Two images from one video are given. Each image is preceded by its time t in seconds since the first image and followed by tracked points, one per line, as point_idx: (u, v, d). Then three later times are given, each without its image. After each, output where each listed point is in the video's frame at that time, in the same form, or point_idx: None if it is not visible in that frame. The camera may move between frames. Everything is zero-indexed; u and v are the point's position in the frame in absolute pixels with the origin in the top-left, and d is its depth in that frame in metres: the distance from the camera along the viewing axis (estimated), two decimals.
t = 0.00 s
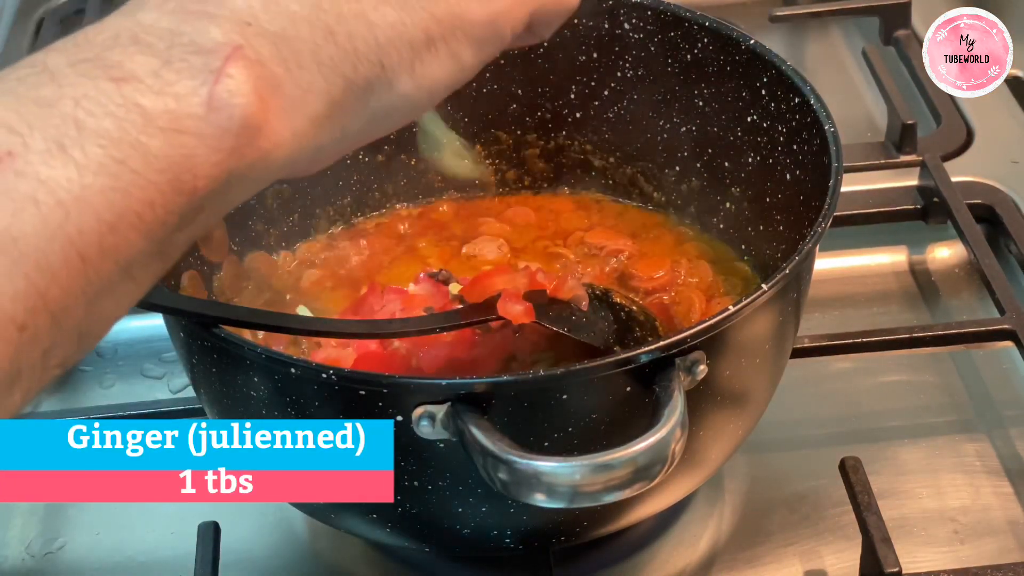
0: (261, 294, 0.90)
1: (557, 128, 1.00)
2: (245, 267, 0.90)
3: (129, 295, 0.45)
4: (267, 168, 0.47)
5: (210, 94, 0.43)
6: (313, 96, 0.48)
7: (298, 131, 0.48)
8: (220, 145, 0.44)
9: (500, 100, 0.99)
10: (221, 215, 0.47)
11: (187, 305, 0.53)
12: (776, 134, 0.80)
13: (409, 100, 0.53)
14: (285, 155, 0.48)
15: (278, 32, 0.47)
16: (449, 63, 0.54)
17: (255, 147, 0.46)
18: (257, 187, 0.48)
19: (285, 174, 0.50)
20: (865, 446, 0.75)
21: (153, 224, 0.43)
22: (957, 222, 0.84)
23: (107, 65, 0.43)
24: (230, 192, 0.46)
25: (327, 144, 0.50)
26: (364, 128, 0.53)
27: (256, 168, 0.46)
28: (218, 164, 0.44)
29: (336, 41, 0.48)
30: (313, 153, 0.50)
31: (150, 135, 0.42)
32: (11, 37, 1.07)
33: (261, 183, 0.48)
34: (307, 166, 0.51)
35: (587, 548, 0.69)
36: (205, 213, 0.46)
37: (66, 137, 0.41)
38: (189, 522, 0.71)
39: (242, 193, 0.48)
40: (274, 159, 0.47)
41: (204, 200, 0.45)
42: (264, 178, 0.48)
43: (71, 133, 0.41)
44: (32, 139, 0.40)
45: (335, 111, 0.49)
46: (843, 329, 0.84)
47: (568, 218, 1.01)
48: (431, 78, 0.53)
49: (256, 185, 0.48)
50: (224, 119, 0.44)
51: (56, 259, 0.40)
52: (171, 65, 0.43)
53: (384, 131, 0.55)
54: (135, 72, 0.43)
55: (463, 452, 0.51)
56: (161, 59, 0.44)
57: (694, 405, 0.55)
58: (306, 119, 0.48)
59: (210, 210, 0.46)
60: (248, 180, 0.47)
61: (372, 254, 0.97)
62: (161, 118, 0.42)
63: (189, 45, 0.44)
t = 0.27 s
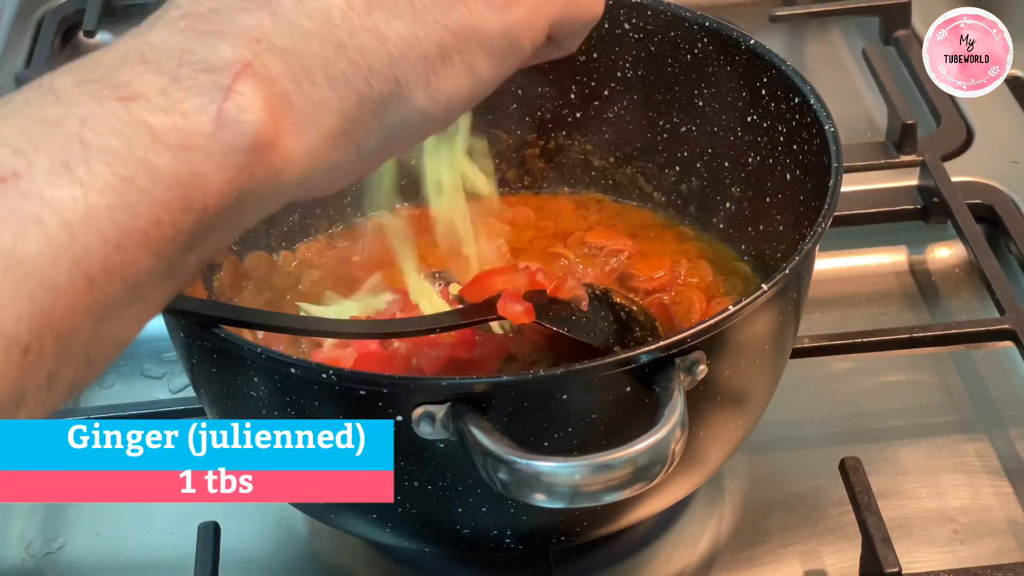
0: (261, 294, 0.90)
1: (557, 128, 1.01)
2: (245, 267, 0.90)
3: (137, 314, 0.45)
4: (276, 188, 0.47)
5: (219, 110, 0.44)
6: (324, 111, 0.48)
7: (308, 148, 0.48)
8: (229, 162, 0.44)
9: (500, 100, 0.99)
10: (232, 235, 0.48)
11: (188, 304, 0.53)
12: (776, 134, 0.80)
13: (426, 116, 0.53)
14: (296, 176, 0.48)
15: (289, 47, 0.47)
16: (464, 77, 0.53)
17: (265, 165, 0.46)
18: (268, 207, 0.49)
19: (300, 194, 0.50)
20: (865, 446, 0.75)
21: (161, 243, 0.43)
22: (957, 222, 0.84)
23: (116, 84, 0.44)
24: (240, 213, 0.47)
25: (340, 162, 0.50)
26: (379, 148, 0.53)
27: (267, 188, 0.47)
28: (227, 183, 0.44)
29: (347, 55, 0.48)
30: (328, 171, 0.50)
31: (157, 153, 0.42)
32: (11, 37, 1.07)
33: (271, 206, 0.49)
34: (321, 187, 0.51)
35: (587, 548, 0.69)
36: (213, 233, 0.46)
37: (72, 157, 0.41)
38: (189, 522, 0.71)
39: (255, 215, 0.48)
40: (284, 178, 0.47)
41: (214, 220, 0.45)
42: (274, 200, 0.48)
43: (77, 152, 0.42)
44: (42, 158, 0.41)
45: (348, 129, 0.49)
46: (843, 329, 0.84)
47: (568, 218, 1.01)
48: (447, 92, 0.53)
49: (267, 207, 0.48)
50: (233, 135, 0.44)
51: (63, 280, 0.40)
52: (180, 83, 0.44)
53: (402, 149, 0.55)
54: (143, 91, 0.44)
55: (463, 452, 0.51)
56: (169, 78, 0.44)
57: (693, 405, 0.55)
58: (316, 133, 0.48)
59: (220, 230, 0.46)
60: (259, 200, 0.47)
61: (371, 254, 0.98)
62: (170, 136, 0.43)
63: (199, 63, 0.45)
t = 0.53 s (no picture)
0: (261, 294, 0.91)
1: (557, 128, 1.00)
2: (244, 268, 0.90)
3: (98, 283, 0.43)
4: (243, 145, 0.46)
5: (178, 69, 0.42)
6: (286, 75, 0.46)
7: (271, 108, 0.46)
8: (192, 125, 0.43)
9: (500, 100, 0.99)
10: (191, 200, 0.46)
11: (187, 305, 0.52)
12: (776, 134, 0.80)
13: (386, 91, 0.51)
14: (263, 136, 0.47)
15: (255, 7, 0.45)
16: (430, 63, 0.52)
17: (224, 124, 0.44)
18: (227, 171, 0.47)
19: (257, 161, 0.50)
20: (865, 446, 0.75)
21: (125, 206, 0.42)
22: (957, 222, 0.84)
23: (70, 46, 0.42)
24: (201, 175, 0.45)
25: (302, 128, 0.49)
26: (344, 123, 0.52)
27: (229, 148, 0.45)
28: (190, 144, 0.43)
29: (316, 22, 0.47)
30: (287, 138, 0.49)
31: (116, 116, 0.41)
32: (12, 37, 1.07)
33: (232, 162, 0.47)
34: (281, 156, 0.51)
35: (587, 548, 0.69)
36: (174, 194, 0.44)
37: (27, 123, 0.39)
38: (189, 521, 0.71)
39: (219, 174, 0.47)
40: (247, 136, 0.46)
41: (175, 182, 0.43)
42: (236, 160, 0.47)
43: (33, 117, 0.40)
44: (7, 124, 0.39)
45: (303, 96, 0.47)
46: (843, 329, 0.84)
47: (568, 218, 1.01)
48: (413, 71, 0.51)
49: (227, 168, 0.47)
50: (190, 95, 0.42)
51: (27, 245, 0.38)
52: (137, 41, 0.43)
53: (368, 120, 0.54)
54: (99, 50, 0.42)
55: (463, 452, 0.51)
56: (126, 36, 0.43)
57: (694, 405, 0.55)
58: (279, 97, 0.46)
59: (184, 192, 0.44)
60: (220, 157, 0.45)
61: (371, 254, 0.98)
62: (127, 97, 0.41)
63: (160, 21, 0.44)
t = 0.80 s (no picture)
0: (261, 294, 0.91)
1: (557, 128, 1.00)
2: (244, 268, 0.90)
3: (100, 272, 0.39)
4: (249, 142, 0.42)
5: (181, 63, 0.38)
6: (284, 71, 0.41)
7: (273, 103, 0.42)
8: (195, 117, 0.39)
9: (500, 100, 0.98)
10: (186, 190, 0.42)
11: (187, 305, 0.52)
12: (776, 134, 0.80)
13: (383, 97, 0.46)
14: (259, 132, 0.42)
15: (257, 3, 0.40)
16: (426, 73, 0.46)
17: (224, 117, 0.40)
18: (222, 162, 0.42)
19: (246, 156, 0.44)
20: (865, 446, 0.75)
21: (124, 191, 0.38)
22: (957, 222, 0.84)
23: (71, 32, 0.37)
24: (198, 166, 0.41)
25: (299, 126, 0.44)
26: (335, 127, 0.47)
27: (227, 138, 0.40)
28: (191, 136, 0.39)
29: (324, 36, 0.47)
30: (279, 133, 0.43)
31: (117, 106, 0.36)
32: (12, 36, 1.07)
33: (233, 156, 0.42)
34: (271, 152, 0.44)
35: (587, 548, 0.69)
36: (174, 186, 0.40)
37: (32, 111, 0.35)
38: (189, 521, 0.71)
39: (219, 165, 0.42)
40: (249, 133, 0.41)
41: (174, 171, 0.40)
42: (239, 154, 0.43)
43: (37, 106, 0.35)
44: (0, 113, 0.35)
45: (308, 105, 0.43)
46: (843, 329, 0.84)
47: (568, 218, 1.01)
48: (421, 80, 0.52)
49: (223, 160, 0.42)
50: (193, 90, 0.38)
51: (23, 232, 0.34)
52: (140, 33, 0.37)
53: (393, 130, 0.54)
54: (96, 37, 0.37)
55: (463, 452, 0.51)
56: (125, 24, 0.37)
57: (694, 405, 0.55)
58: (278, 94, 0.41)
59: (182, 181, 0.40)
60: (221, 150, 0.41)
61: (371, 254, 0.98)
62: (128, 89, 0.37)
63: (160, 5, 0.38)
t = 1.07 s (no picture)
0: (261, 294, 0.91)
1: (557, 128, 1.00)
2: (244, 268, 0.90)
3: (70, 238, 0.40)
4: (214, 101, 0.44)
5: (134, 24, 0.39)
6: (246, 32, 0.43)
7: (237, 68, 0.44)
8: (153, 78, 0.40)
9: (500, 100, 0.98)
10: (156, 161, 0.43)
11: (187, 305, 0.52)
12: (776, 134, 0.80)
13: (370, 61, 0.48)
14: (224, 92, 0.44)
15: None
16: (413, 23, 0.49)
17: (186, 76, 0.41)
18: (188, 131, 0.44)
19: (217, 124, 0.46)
20: (865, 446, 0.75)
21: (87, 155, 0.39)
22: (957, 222, 0.84)
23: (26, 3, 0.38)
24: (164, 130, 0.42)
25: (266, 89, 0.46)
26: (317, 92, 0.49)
27: (189, 98, 0.42)
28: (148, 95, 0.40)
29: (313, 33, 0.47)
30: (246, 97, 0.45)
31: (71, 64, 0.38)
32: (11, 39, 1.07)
33: (198, 123, 0.44)
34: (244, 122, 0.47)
35: (587, 548, 0.69)
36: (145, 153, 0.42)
37: None
38: (190, 521, 0.71)
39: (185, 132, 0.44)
40: (213, 94, 0.43)
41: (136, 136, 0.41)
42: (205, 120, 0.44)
43: None
44: None
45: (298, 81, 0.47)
46: (843, 329, 0.84)
47: (568, 218, 1.01)
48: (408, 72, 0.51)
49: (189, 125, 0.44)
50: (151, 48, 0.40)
51: None
52: None
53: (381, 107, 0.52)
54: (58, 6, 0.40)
55: (463, 453, 0.51)
56: None
57: (694, 405, 0.55)
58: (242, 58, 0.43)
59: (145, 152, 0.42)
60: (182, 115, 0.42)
61: (371, 254, 0.98)
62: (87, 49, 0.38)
63: None
